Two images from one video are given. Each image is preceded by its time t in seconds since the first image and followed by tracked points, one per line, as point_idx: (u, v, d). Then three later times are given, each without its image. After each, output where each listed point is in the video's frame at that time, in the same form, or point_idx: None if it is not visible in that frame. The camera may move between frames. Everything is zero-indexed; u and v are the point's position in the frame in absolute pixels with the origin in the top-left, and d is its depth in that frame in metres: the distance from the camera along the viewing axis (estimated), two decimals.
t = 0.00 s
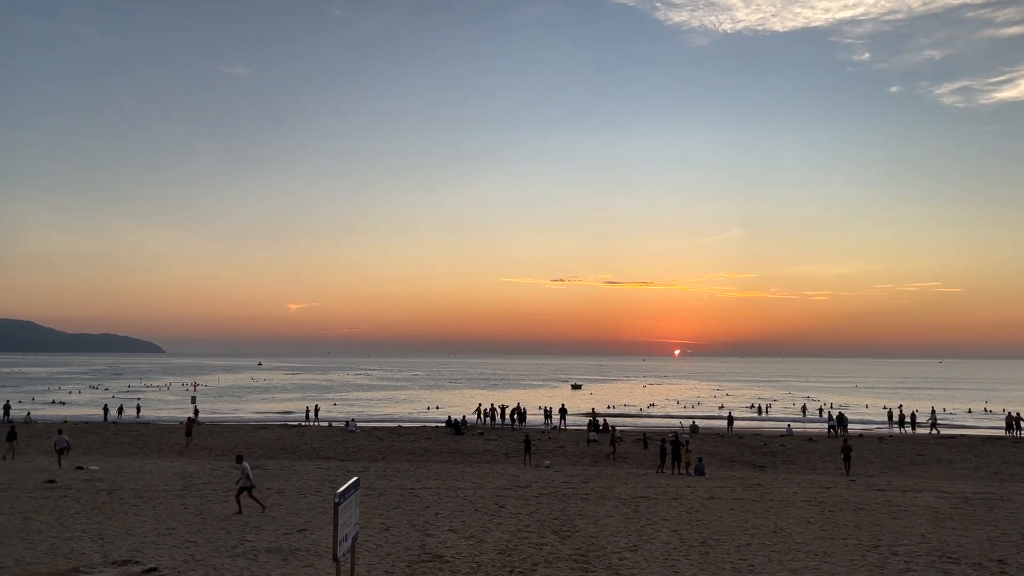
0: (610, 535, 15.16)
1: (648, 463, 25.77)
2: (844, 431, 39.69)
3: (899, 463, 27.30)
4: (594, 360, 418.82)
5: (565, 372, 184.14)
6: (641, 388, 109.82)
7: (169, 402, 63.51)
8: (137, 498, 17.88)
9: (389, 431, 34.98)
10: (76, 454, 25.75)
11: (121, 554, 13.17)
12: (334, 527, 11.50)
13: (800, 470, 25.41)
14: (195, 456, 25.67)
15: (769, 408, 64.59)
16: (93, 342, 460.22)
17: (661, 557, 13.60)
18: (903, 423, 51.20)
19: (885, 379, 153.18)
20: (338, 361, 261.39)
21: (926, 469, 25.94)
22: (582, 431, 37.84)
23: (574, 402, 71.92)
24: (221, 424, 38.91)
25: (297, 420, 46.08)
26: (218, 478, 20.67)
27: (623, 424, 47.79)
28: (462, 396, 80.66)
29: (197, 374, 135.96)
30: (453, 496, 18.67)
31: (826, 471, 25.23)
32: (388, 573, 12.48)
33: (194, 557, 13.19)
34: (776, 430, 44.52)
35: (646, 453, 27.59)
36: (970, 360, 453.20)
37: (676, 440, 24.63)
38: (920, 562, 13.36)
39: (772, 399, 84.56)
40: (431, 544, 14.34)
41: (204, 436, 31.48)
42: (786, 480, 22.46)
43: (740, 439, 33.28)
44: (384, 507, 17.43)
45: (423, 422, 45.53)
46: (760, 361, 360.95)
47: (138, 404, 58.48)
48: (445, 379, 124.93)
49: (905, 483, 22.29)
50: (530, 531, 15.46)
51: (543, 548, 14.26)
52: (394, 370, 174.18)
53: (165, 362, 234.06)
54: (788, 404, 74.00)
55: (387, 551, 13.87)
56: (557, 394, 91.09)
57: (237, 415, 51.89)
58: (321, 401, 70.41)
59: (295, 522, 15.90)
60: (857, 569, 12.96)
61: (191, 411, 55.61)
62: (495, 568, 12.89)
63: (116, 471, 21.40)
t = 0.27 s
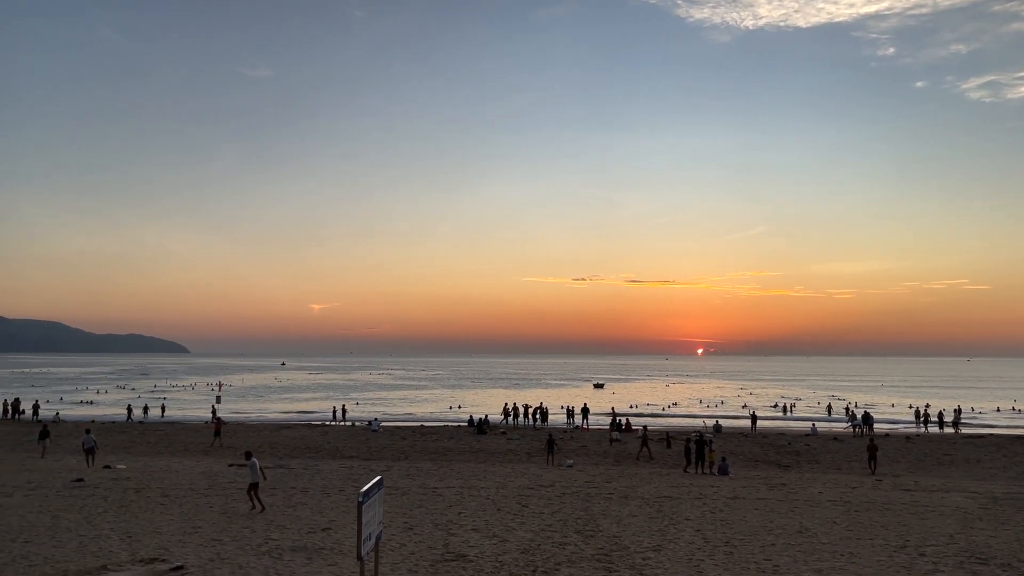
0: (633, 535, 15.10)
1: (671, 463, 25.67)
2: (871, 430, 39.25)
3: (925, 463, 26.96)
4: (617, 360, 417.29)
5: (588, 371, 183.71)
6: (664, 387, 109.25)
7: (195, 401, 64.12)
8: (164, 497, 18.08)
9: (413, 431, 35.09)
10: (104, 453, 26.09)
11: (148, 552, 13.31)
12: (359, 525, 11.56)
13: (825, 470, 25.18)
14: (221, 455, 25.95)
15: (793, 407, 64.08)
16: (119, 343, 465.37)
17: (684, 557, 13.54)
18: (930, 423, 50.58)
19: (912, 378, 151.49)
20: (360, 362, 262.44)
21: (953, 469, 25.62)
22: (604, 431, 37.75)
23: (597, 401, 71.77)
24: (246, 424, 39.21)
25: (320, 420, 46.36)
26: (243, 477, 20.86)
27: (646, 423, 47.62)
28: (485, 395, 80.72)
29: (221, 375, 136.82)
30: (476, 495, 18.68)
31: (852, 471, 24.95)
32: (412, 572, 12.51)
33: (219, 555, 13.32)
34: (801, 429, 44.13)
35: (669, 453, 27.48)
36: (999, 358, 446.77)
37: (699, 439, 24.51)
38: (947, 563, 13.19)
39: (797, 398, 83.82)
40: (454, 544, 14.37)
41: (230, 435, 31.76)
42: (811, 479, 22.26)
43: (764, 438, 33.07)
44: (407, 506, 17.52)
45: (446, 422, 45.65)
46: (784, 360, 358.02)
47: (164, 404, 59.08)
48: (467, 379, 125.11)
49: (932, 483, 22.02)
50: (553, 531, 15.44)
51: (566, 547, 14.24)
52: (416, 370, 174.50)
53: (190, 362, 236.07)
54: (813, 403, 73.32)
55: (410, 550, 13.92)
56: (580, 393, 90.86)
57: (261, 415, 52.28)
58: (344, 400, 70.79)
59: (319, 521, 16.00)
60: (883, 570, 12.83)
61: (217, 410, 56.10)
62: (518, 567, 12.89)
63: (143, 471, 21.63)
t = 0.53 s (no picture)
0: (666, 534, 15.02)
1: (704, 462, 25.49)
2: (907, 428, 38.64)
3: (965, 461, 26.49)
4: (648, 358, 415.44)
5: (619, 369, 183.05)
6: (695, 385, 108.44)
7: (229, 400, 64.92)
8: (201, 494, 18.36)
9: (444, 429, 35.21)
10: (142, 451, 26.54)
11: (186, 549, 13.52)
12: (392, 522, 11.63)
13: (861, 468, 24.86)
14: (255, 453, 26.25)
15: (827, 405, 63.27)
16: (155, 343, 472.28)
17: (718, 556, 13.45)
18: (968, 421, 49.66)
19: (949, 375, 148.95)
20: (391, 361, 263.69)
21: (993, 468, 25.14)
22: (635, 429, 37.59)
23: (628, 400, 71.47)
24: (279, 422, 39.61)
25: (352, 418, 46.72)
26: (277, 475, 21.10)
27: (677, 422, 47.32)
28: (515, 394, 80.78)
29: (254, 374, 138.10)
30: (508, 493, 18.70)
31: (888, 470, 24.59)
32: (445, 570, 12.56)
33: (255, 552, 13.48)
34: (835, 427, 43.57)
35: (701, 451, 27.30)
36: None
37: (731, 437, 24.31)
38: (988, 563, 12.96)
39: (831, 396, 82.74)
40: (487, 542, 14.41)
41: (264, 433, 32.11)
42: (847, 478, 21.97)
43: (798, 436, 32.73)
44: (439, 503, 17.59)
45: (476, 420, 45.78)
46: (818, 357, 353.70)
47: (199, 403, 59.88)
48: (497, 377, 125.28)
49: (971, 482, 21.64)
50: (585, 529, 15.42)
51: (598, 545, 14.21)
52: (447, 369, 174.87)
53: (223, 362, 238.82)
54: (848, 401, 72.33)
55: (443, 548, 13.98)
56: (610, 391, 90.56)
57: (294, 413, 52.77)
58: (376, 399, 71.24)
59: (353, 519, 16.13)
60: (921, 570, 12.64)
61: (250, 409, 56.72)
62: (550, 565, 12.89)
63: (179, 468, 21.96)
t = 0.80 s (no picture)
0: (707, 532, 14.88)
1: (745, 459, 25.23)
2: (955, 426, 37.79)
3: (1015, 459, 25.84)
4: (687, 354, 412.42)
5: (658, 366, 181.94)
6: (735, 382, 107.30)
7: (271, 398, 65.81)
8: (244, 491, 18.64)
9: (483, 426, 35.28)
10: (187, 448, 27.03)
11: (230, 544, 13.74)
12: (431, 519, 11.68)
13: (907, 466, 24.38)
14: (296, 451, 26.58)
15: (871, 402, 62.17)
16: (199, 342, 480.73)
17: (760, 555, 13.28)
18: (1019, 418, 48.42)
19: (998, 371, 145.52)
20: (430, 358, 264.60)
21: None
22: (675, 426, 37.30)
23: (667, 397, 70.97)
24: (320, 419, 40.05)
25: (392, 416, 47.06)
26: (318, 472, 21.34)
27: (718, 419, 46.86)
28: (553, 391, 80.68)
29: (296, 372, 139.69)
30: (547, 491, 18.67)
31: (935, 468, 24.12)
32: (485, 567, 12.59)
33: (297, 548, 13.64)
34: (880, 425, 42.79)
35: (742, 449, 27.02)
36: None
37: (773, 434, 24.02)
38: None
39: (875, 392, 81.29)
40: (526, 539, 14.41)
41: (305, 430, 32.49)
42: (892, 476, 21.56)
43: (841, 434, 32.19)
44: (478, 501, 17.64)
45: (515, 418, 45.80)
46: (862, 353, 347.66)
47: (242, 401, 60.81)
48: (535, 374, 125.29)
49: (1022, 480, 21.10)
50: (625, 527, 15.34)
51: (638, 544, 14.13)
52: (484, 366, 175.30)
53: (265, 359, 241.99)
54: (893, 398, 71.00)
55: (483, 545, 14.02)
56: (649, 388, 90.02)
57: (335, 411, 53.32)
58: (415, 396, 71.62)
59: (393, 516, 16.24)
60: (971, 570, 12.34)
61: (292, 407, 57.42)
62: (590, 563, 12.85)
63: (223, 465, 22.31)
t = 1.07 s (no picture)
0: (754, 531, 14.70)
1: (793, 457, 24.87)
2: (1012, 423, 36.76)
3: None
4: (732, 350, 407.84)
5: (703, 362, 180.20)
6: (782, 378, 105.76)
7: (318, 396, 66.65)
8: (292, 487, 18.93)
9: (527, 423, 35.29)
10: (237, 445, 27.52)
11: (279, 540, 13.96)
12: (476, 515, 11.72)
13: (962, 465, 23.79)
14: (343, 448, 26.89)
15: (923, 398, 60.81)
16: (247, 341, 489.19)
17: (810, 554, 13.09)
18: None
19: None
20: (473, 355, 265.74)
21: None
22: (721, 423, 36.89)
23: (712, 394, 70.26)
24: (366, 417, 40.45)
25: (436, 413, 47.34)
26: (365, 468, 21.58)
27: (765, 416, 46.24)
28: (597, 388, 80.41)
29: (341, 370, 141.21)
30: (592, 488, 18.63)
31: (990, 466, 23.51)
32: (530, 564, 12.60)
33: (345, 543, 13.82)
34: (933, 422, 41.80)
35: (790, 446, 26.64)
36: None
37: (821, 432, 23.63)
38: None
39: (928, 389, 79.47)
40: (571, 537, 14.39)
41: (352, 428, 32.86)
42: (946, 475, 21.05)
43: (893, 431, 31.55)
44: (523, 498, 17.67)
45: (559, 415, 45.76)
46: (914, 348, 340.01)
47: (289, 399, 61.69)
48: (579, 371, 125.03)
49: None
50: (671, 525, 15.24)
51: (684, 542, 14.02)
52: (528, 363, 175.56)
53: (311, 358, 244.98)
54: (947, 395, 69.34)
55: (528, 542, 14.04)
56: (694, 385, 89.21)
57: (380, 408, 53.81)
58: (459, 393, 71.98)
59: (438, 512, 16.35)
60: None
61: (338, 404, 58.09)
62: (636, 560, 12.79)
63: (272, 462, 22.68)
